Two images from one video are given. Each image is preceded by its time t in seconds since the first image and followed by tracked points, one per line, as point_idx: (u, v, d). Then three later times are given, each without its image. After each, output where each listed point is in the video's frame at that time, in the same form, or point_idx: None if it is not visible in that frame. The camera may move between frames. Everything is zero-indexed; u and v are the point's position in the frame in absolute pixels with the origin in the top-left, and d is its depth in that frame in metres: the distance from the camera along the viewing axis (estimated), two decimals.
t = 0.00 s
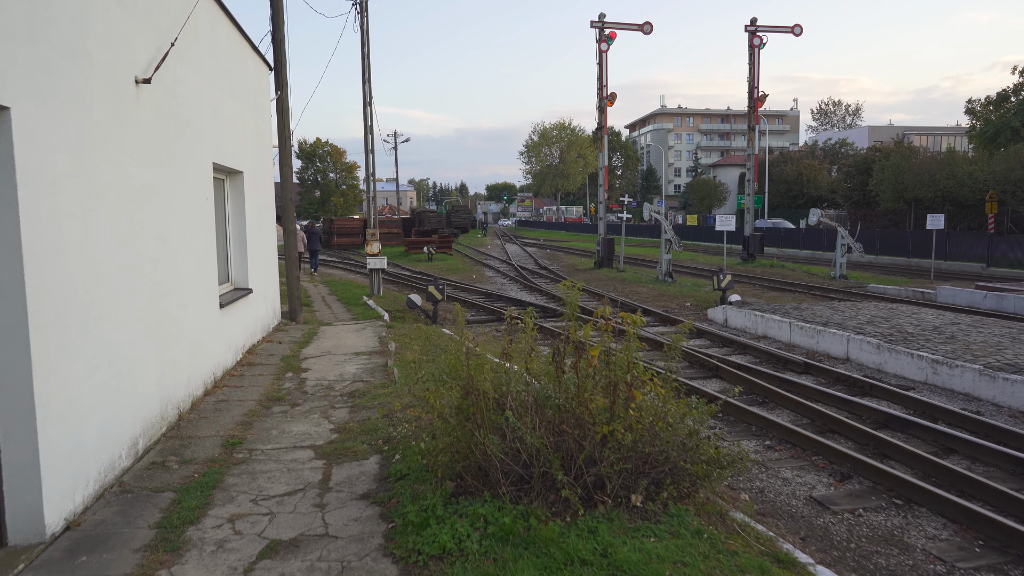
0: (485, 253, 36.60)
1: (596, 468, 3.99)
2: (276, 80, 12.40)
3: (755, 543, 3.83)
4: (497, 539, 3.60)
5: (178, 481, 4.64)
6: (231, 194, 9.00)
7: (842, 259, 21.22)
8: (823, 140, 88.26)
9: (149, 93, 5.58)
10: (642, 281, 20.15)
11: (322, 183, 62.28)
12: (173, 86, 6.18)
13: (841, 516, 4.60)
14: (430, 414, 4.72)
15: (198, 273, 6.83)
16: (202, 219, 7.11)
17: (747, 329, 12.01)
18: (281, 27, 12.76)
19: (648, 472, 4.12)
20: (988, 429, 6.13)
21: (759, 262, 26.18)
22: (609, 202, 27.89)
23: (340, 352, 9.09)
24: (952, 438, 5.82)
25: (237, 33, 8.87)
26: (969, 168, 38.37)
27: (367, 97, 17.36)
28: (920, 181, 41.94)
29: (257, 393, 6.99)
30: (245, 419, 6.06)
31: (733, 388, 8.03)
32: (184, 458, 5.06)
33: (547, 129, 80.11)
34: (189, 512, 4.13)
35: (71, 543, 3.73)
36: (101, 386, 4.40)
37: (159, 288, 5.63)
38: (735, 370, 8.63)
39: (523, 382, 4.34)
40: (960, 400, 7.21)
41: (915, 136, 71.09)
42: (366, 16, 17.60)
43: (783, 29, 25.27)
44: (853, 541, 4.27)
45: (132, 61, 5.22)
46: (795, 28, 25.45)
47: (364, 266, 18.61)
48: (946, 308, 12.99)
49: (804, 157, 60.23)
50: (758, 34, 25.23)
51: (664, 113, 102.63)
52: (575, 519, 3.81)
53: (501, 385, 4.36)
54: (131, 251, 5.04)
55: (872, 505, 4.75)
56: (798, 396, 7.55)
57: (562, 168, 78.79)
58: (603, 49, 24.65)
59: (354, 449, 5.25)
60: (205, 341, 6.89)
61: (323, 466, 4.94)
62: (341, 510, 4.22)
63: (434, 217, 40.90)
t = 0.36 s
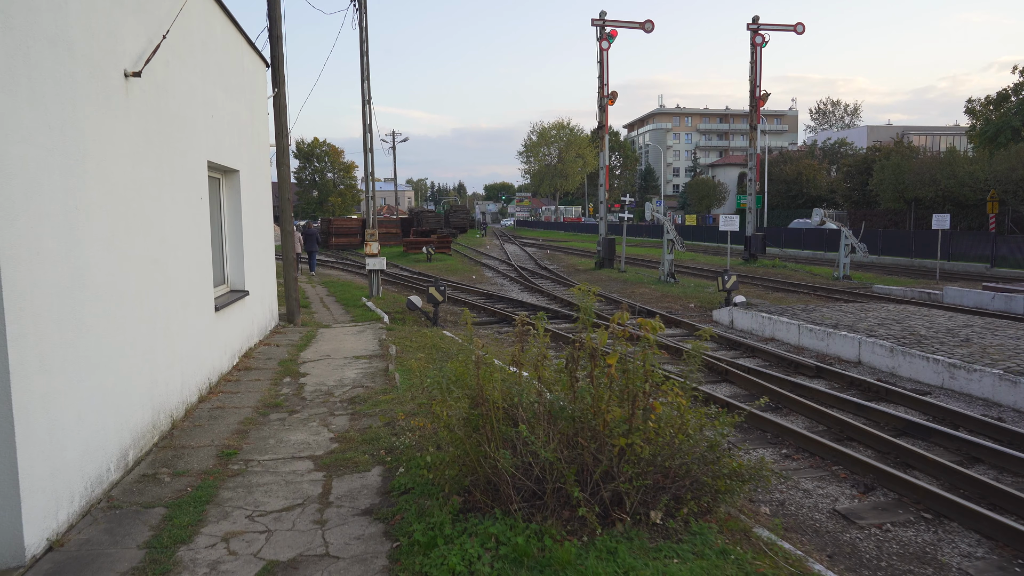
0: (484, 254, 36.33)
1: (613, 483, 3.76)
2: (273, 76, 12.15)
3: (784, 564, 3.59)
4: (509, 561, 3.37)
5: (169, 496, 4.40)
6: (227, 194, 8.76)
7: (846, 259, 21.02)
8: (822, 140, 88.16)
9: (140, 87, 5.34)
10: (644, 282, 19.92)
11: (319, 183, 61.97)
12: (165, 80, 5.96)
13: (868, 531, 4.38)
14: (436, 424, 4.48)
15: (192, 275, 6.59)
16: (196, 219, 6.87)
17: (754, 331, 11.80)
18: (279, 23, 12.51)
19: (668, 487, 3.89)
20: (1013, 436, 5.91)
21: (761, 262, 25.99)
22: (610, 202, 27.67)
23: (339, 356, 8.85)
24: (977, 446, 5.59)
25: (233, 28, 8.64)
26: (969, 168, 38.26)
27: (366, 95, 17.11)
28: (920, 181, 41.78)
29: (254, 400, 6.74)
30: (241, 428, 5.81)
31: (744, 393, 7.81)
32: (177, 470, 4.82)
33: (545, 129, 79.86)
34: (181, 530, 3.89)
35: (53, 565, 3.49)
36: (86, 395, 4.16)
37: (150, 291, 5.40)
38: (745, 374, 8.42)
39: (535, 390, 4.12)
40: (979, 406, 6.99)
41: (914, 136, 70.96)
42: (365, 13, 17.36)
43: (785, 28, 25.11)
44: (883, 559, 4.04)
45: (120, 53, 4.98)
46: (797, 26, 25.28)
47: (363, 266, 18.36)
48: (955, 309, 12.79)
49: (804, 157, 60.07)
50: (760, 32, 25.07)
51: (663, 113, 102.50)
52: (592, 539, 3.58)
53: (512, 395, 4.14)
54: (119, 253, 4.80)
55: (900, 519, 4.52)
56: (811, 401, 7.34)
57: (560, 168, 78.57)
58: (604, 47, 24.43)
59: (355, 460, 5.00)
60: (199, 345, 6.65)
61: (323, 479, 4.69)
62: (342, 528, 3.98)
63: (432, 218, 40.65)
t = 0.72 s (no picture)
0: (485, 254, 36.05)
1: (648, 499, 3.49)
2: (274, 72, 11.88)
3: None
4: None
5: (169, 510, 4.12)
6: (227, 191, 8.49)
7: (852, 259, 20.78)
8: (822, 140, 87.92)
9: (137, 77, 5.06)
10: (649, 282, 19.65)
11: (318, 183, 61.70)
12: (164, 71, 5.70)
13: (913, 547, 4.12)
14: (454, 434, 4.22)
15: (192, 275, 6.33)
16: (196, 217, 6.61)
17: (765, 332, 11.55)
18: (279, 17, 12.24)
19: (707, 504, 3.60)
20: None
21: (765, 262, 25.75)
22: (612, 201, 27.41)
23: (343, 358, 8.58)
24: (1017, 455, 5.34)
25: (235, 20, 8.37)
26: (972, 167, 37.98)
27: (368, 93, 16.85)
28: (923, 180, 41.62)
29: (256, 405, 6.47)
30: (244, 436, 5.54)
31: (764, 396, 7.56)
32: (177, 481, 4.55)
33: (545, 128, 79.65)
34: (181, 549, 3.62)
35: None
36: (79, 402, 3.89)
37: (148, 292, 5.13)
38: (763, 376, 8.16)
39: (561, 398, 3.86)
40: (1010, 410, 6.74)
41: (914, 135, 70.67)
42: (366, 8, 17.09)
43: (790, 25, 24.88)
44: None
45: (116, 39, 4.70)
46: (801, 24, 25.05)
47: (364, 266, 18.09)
48: (970, 310, 12.56)
49: (804, 156, 59.90)
50: (764, 30, 24.83)
51: (662, 112, 102.31)
52: (626, 560, 3.32)
53: (536, 404, 3.88)
54: (116, 251, 4.53)
55: (944, 533, 4.27)
56: (834, 405, 7.09)
57: (560, 167, 78.37)
58: (607, 45, 24.17)
59: (364, 470, 4.73)
60: (199, 348, 6.39)
61: (332, 491, 4.42)
62: (355, 545, 3.72)
63: (432, 217, 40.33)
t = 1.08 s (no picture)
0: (484, 254, 35.81)
1: (679, 522, 3.25)
2: (273, 70, 11.63)
3: None
4: None
5: (164, 530, 3.88)
6: (226, 191, 8.25)
7: (857, 260, 20.56)
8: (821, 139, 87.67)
9: (132, 71, 4.83)
10: (652, 283, 19.42)
11: (316, 182, 61.37)
12: (160, 65, 5.45)
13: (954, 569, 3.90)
14: (467, 450, 3.98)
15: (190, 278, 6.09)
16: (194, 217, 6.35)
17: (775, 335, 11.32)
18: (279, 13, 12.00)
19: (744, 527, 3.34)
20: None
21: (767, 262, 25.53)
22: (613, 201, 27.17)
23: (345, 363, 8.33)
24: None
25: (234, 15, 8.13)
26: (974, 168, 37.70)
27: (368, 92, 16.60)
28: (924, 181, 41.38)
29: (256, 413, 6.22)
30: (244, 447, 5.31)
31: (780, 403, 7.33)
32: (173, 497, 4.30)
33: (544, 128, 79.42)
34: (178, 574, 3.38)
35: None
36: (69, 413, 3.65)
37: (143, 297, 4.89)
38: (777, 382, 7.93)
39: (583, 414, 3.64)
40: None
41: (914, 135, 70.39)
42: (367, 6, 16.86)
43: (793, 24, 24.69)
44: None
45: (111, 30, 4.47)
46: (805, 23, 24.85)
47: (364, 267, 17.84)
48: (981, 312, 12.34)
49: (804, 156, 59.67)
50: (767, 28, 24.63)
51: (661, 112, 102.09)
52: None
53: (556, 419, 3.66)
54: (109, 254, 4.28)
55: (985, 554, 4.04)
56: (854, 412, 6.86)
57: (559, 167, 78.08)
58: (609, 43, 23.94)
59: (371, 485, 4.49)
60: (197, 354, 6.15)
61: (337, 509, 4.19)
62: (364, 569, 3.48)
63: (432, 217, 40.04)
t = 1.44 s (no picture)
0: (483, 254, 35.50)
1: (710, 546, 2.95)
2: (269, 64, 11.33)
3: None
4: None
5: (146, 551, 3.58)
6: (219, 188, 7.95)
7: (862, 260, 20.31)
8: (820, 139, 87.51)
9: (116, 57, 4.53)
10: (655, 283, 19.15)
11: (314, 182, 61.01)
12: (148, 53, 5.17)
13: None
14: (475, 464, 3.68)
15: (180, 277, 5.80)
16: (185, 213, 6.07)
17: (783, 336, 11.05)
18: (275, 6, 11.69)
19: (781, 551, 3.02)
20: None
21: (770, 262, 25.27)
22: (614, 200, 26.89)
23: (343, 366, 8.02)
24: None
25: (227, 4, 7.82)
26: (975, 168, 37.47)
27: (366, 88, 16.29)
28: (925, 180, 41.15)
29: (250, 420, 5.92)
30: (236, 456, 5.00)
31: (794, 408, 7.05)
32: (158, 513, 4.01)
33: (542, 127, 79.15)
34: None
35: None
36: (43, 425, 3.36)
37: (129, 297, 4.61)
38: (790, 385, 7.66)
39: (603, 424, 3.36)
40: None
41: (913, 135, 70.24)
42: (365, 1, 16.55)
43: (795, 22, 24.44)
44: None
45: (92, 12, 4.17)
46: (807, 20, 24.59)
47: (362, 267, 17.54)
48: (994, 313, 12.07)
49: (803, 156, 59.47)
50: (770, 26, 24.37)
51: (659, 111, 101.87)
52: None
53: (573, 432, 3.39)
54: (89, 253, 4.00)
55: None
56: (873, 417, 6.59)
57: (558, 167, 77.80)
58: (610, 41, 23.67)
59: (371, 499, 4.19)
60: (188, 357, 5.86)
61: (335, 526, 3.89)
62: None
63: (430, 216, 39.73)
